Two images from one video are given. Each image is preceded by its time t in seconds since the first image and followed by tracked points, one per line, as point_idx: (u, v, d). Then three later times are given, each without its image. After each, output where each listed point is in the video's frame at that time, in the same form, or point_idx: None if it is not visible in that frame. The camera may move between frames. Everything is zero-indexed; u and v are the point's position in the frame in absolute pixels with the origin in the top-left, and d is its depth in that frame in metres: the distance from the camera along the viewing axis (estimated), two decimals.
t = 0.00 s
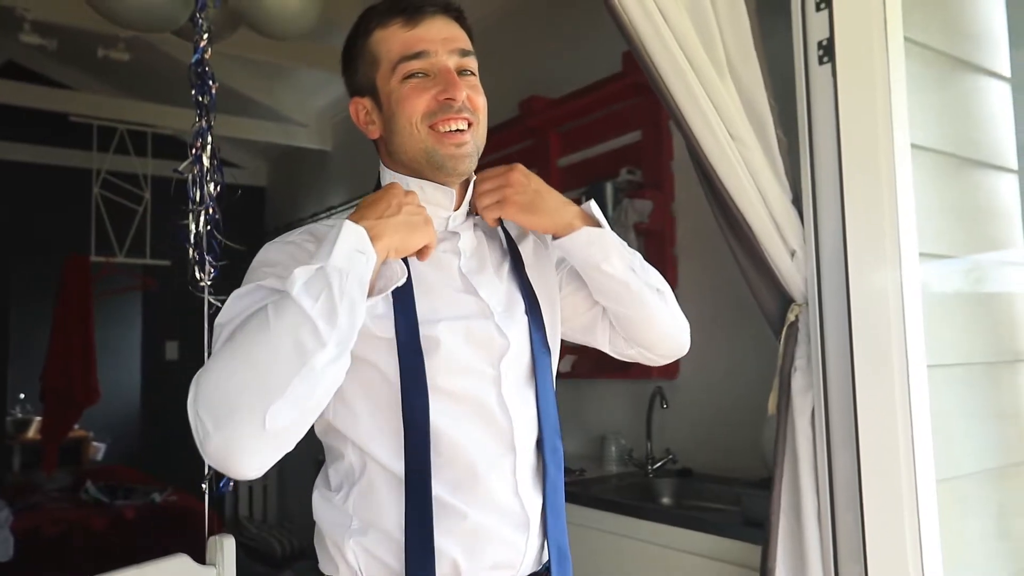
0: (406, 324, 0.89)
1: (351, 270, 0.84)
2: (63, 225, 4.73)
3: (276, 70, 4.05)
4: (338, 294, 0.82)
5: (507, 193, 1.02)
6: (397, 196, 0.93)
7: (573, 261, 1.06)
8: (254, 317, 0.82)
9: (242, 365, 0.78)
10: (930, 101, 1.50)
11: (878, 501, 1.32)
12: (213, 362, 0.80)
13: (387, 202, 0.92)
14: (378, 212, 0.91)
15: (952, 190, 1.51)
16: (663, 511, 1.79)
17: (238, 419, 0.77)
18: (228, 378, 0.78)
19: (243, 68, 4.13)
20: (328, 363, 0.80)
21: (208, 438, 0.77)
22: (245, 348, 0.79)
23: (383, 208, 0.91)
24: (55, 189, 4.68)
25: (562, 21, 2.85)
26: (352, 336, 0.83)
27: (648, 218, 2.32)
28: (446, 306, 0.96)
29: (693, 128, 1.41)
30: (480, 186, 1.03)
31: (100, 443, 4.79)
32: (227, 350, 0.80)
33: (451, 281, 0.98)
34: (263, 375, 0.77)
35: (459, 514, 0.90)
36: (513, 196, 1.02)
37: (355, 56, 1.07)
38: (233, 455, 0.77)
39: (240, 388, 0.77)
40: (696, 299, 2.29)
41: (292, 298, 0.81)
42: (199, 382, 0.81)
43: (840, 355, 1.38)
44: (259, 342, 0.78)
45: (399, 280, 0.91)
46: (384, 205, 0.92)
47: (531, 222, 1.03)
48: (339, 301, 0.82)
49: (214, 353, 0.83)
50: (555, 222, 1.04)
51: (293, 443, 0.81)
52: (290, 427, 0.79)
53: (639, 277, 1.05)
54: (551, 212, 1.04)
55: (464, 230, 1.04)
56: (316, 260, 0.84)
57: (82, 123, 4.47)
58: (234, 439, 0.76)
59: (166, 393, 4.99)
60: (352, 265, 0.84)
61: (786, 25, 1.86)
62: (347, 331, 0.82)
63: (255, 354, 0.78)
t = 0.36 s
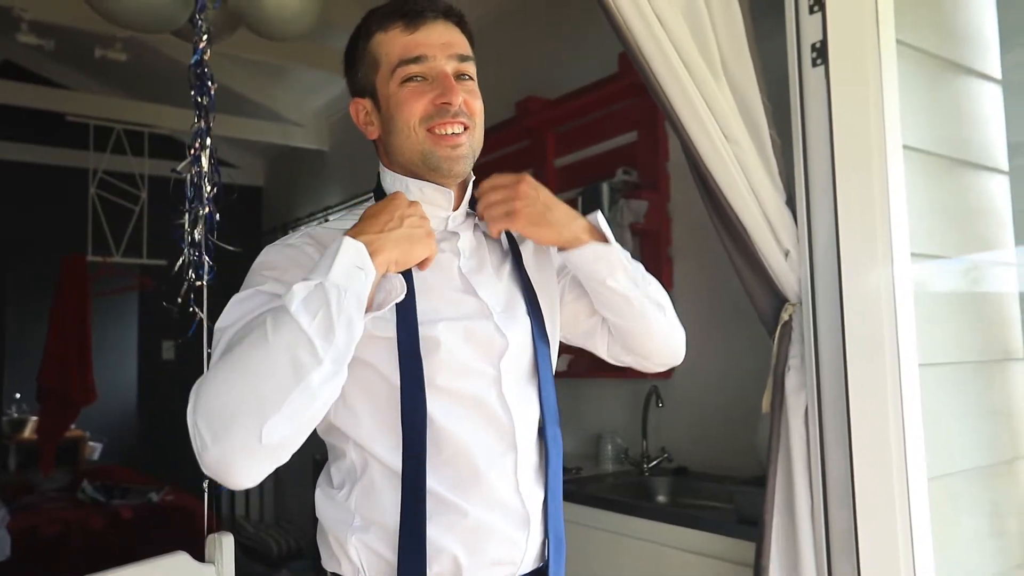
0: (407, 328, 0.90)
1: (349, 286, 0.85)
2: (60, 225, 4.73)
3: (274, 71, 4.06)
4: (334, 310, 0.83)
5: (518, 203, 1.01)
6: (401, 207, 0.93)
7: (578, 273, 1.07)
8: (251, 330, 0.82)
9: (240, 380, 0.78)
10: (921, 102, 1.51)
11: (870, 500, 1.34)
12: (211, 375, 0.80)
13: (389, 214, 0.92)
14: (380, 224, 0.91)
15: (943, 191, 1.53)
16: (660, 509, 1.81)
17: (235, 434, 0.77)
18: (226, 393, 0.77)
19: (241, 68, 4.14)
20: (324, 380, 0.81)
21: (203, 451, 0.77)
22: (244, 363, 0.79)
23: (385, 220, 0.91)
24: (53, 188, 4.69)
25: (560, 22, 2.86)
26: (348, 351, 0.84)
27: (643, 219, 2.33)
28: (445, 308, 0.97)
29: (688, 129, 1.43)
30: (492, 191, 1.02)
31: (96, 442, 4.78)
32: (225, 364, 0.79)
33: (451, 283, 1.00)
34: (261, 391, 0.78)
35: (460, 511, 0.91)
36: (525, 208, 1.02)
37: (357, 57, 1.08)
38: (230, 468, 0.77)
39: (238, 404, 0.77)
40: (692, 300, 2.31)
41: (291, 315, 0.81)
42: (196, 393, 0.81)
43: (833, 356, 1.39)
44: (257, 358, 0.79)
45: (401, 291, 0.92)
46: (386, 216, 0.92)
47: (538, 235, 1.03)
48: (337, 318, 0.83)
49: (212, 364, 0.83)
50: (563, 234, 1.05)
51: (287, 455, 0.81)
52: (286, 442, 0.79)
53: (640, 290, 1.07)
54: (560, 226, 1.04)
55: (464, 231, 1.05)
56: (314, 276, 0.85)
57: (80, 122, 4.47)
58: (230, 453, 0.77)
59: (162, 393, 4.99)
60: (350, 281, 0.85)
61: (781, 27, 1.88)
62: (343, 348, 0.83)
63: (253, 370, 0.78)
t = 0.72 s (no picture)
0: (409, 327, 0.89)
1: (321, 384, 0.80)
2: (55, 224, 4.72)
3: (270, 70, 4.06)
4: (303, 405, 0.80)
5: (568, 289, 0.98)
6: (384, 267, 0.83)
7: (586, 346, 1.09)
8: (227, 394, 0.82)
9: (204, 449, 0.79)
10: (916, 103, 1.52)
11: (865, 498, 1.34)
12: (185, 424, 0.82)
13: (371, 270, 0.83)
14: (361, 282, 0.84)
15: (937, 191, 1.54)
16: (657, 507, 1.81)
17: (192, 492, 0.80)
18: (191, 453, 0.80)
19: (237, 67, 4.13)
20: (282, 459, 0.81)
21: (167, 493, 0.82)
22: (210, 427, 0.80)
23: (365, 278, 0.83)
24: (48, 188, 4.67)
25: (557, 21, 2.87)
26: (310, 435, 0.82)
27: (639, 218, 2.34)
28: (443, 312, 0.97)
29: (684, 128, 1.43)
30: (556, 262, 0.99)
31: (92, 442, 4.77)
32: (196, 421, 0.81)
33: (449, 285, 0.99)
34: (219, 463, 0.79)
35: (458, 511, 0.91)
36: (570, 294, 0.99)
37: (362, 54, 1.08)
38: (187, 514, 0.82)
39: (200, 465, 0.80)
40: (688, 299, 2.31)
41: (260, 397, 0.79)
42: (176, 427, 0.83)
43: (828, 355, 1.40)
44: (222, 430, 0.79)
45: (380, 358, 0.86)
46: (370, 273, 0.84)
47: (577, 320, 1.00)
48: (304, 412, 0.80)
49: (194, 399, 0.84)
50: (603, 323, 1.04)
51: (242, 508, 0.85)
52: (240, 500, 0.82)
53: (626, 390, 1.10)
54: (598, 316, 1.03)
55: (464, 231, 1.05)
56: (294, 363, 0.81)
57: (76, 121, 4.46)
58: (187, 504, 0.80)
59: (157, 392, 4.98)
60: (323, 373, 0.80)
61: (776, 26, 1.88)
62: (305, 432, 0.82)
63: (215, 441, 0.79)
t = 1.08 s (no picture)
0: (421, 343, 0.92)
1: (301, 474, 0.80)
2: (50, 224, 4.71)
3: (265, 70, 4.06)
4: (281, 481, 0.80)
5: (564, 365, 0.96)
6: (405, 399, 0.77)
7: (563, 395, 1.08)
8: (219, 419, 0.82)
9: (177, 459, 0.80)
10: (910, 103, 1.53)
11: (857, 495, 1.35)
12: (169, 420, 0.82)
13: (392, 391, 0.77)
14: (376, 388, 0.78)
15: (930, 191, 1.54)
16: (652, 506, 1.81)
17: (152, 482, 0.82)
18: (167, 452, 0.81)
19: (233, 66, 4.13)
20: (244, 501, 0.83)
21: (133, 467, 0.83)
22: (192, 442, 0.80)
23: (382, 393, 0.78)
24: (41, 186, 4.66)
25: (552, 20, 2.87)
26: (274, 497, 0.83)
27: (635, 218, 2.34)
28: (440, 317, 0.96)
29: (679, 130, 1.44)
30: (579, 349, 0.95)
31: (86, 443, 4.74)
32: (182, 425, 0.81)
33: (447, 288, 0.99)
34: (187, 478, 0.80)
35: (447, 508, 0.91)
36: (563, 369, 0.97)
37: (375, 51, 1.08)
38: (141, 485, 0.84)
39: (170, 464, 0.81)
40: (682, 300, 2.32)
41: (250, 450, 0.80)
42: (163, 408, 0.85)
43: (821, 356, 1.41)
44: (205, 453, 0.80)
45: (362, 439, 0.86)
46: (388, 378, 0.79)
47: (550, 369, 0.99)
48: (275, 487, 0.80)
49: (190, 390, 0.85)
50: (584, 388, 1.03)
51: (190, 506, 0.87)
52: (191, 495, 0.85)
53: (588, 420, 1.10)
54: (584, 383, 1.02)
55: (466, 237, 1.04)
56: (293, 439, 0.81)
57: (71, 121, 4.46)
58: (143, 486, 0.83)
59: (152, 392, 4.97)
60: (308, 466, 0.80)
61: (769, 26, 1.89)
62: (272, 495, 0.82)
63: (194, 458, 0.80)
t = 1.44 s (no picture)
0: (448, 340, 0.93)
1: (358, 434, 0.79)
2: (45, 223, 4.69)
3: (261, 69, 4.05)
4: (341, 448, 0.79)
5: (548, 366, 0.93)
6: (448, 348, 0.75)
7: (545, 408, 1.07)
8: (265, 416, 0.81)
9: (239, 465, 0.79)
10: (905, 103, 1.53)
11: (852, 494, 1.35)
12: (223, 436, 0.81)
13: (435, 341, 0.75)
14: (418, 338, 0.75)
15: (926, 192, 1.54)
16: (647, 505, 1.82)
17: (225, 501, 0.80)
18: (228, 463, 0.79)
19: (228, 66, 4.12)
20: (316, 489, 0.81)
21: (206, 495, 0.82)
22: (247, 445, 0.79)
23: (421, 348, 0.75)
24: (36, 185, 4.65)
25: (548, 20, 2.86)
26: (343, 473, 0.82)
27: (630, 218, 2.34)
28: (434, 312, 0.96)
29: (674, 129, 1.44)
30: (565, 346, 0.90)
31: (81, 443, 4.73)
32: (235, 431, 0.80)
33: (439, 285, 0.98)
34: (254, 482, 0.79)
35: (435, 504, 0.91)
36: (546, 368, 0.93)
37: (365, 55, 1.08)
38: (216, 510, 0.82)
39: (236, 474, 0.79)
40: (678, 299, 2.32)
41: (301, 431, 0.78)
42: (215, 429, 0.83)
43: (817, 355, 1.41)
44: (260, 452, 0.78)
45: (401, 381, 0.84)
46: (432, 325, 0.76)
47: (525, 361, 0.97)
48: (337, 454, 0.79)
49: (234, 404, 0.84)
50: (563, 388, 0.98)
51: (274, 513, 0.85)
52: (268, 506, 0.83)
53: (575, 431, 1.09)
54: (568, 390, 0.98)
55: (457, 236, 1.03)
56: (336, 406, 0.80)
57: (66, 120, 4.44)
58: (218, 508, 0.81)
59: (148, 392, 4.97)
60: (363, 426, 0.79)
61: (764, 25, 1.90)
62: (340, 469, 0.80)
63: (252, 458, 0.78)
